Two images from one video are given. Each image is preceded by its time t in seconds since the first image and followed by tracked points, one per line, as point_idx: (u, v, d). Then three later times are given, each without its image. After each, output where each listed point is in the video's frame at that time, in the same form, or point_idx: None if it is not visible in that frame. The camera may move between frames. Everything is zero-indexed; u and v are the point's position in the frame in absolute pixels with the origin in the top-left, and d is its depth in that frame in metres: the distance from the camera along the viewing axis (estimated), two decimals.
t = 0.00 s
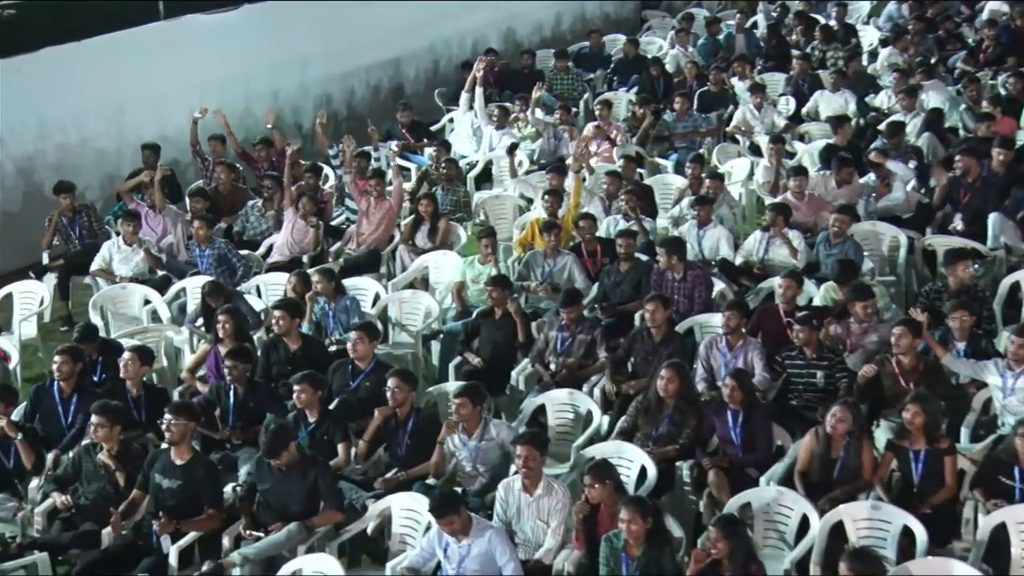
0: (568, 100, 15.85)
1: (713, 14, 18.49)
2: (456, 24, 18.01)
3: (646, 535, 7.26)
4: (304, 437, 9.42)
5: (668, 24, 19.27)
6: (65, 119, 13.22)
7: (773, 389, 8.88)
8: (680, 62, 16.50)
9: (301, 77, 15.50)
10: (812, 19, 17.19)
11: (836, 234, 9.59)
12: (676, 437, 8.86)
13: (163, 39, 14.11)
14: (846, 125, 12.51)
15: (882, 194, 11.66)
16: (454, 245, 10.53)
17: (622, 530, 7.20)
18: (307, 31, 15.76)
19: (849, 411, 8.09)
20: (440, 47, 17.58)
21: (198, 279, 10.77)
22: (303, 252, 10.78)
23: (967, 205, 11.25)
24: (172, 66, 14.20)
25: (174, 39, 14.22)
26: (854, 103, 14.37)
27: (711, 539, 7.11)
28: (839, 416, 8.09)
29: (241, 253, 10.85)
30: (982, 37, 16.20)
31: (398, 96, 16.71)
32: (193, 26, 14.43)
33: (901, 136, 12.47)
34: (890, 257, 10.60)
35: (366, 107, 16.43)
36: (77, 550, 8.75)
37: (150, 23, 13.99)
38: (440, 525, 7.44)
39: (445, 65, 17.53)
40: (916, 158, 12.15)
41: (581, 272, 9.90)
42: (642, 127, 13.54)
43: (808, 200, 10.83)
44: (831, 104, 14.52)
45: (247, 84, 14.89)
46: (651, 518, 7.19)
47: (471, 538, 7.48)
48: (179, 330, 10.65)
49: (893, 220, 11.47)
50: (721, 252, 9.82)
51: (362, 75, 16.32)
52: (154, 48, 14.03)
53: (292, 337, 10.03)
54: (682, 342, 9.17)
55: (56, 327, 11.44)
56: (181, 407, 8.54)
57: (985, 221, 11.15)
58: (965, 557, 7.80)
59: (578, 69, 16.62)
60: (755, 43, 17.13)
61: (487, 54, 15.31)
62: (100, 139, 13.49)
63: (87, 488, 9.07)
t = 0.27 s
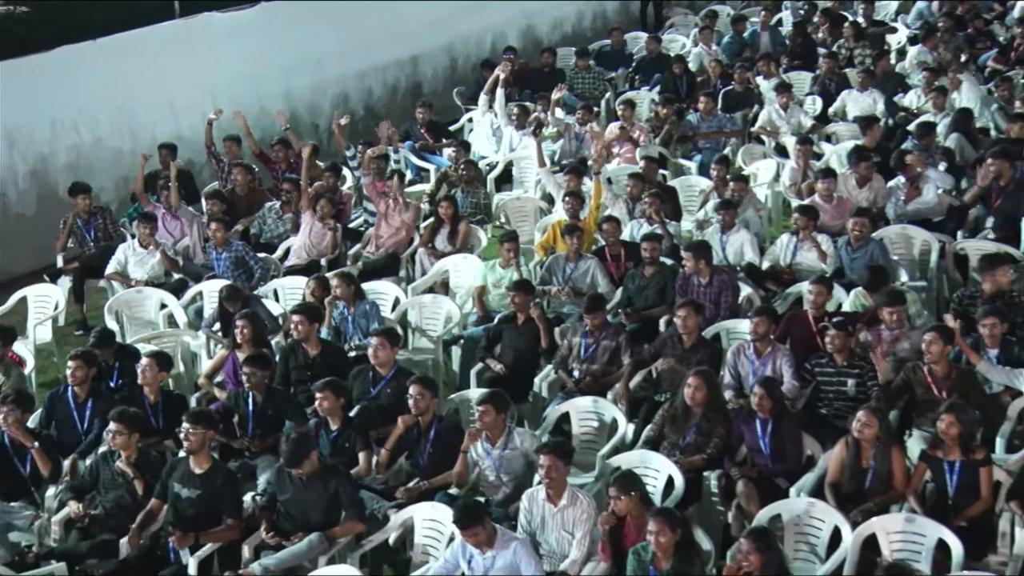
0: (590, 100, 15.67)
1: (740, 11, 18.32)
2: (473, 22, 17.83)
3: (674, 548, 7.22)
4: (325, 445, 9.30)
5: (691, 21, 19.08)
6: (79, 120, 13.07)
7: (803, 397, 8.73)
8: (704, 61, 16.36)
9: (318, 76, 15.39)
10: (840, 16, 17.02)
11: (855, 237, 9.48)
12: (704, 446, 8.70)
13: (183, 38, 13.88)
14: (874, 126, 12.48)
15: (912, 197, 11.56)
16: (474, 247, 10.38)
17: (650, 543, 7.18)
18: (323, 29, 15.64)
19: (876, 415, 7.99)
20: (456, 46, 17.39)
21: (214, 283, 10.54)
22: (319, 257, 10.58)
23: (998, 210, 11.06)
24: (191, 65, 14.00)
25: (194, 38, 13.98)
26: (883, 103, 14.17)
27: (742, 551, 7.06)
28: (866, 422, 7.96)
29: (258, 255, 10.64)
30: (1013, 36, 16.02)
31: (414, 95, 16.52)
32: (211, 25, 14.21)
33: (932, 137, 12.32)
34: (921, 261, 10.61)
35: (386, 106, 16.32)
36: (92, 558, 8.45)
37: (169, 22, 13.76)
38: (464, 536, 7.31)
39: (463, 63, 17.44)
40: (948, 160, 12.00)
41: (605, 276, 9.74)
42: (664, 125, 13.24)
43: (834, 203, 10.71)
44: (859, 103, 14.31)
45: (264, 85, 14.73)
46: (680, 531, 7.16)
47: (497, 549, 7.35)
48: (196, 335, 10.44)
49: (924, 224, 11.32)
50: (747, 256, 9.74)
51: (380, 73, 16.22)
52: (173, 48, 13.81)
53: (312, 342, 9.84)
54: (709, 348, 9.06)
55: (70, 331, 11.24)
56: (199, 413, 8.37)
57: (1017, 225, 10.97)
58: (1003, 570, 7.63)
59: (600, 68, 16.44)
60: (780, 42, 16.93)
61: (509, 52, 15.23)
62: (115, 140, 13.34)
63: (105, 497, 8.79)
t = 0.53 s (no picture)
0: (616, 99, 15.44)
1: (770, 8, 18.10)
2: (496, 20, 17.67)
3: (708, 563, 7.09)
4: (349, 455, 9.10)
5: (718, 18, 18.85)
6: (95, 120, 12.89)
7: (839, 408, 8.55)
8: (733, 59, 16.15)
9: (339, 75, 15.21)
10: (872, 14, 16.79)
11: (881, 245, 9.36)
12: (738, 459, 8.52)
13: (196, 36, 13.74)
14: (912, 128, 12.31)
15: (952, 200, 11.32)
16: (498, 250, 10.18)
17: (684, 559, 7.05)
18: (344, 27, 15.45)
19: (910, 423, 7.79)
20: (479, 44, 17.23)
21: (234, 288, 10.28)
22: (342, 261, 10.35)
23: None
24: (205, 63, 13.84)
25: (207, 36, 13.84)
26: (917, 103, 14.13)
27: (780, 567, 6.87)
28: (900, 431, 7.76)
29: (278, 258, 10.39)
30: None
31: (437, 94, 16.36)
32: (224, 22, 14.06)
33: (970, 139, 12.11)
34: (959, 267, 10.46)
35: (407, 106, 16.15)
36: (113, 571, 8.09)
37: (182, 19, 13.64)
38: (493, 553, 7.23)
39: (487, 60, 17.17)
40: (985, 162, 11.79)
41: (634, 281, 9.53)
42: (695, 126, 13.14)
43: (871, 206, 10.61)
44: (893, 104, 14.26)
45: (281, 85, 14.57)
46: (713, 547, 7.08)
47: (527, 564, 7.27)
48: (216, 341, 10.19)
49: (962, 228, 11.10)
50: (779, 262, 9.59)
51: (402, 72, 16.03)
52: (188, 45, 13.66)
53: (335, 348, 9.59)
54: (743, 358, 8.83)
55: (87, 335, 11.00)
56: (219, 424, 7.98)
57: None
58: None
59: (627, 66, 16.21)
60: (811, 39, 16.65)
61: (532, 51, 15.18)
62: (130, 140, 13.18)
63: (125, 509, 8.45)
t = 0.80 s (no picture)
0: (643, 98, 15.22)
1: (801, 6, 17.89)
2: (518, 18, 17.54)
3: None
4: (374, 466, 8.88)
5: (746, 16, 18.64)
6: (113, 120, 12.65)
7: (876, 420, 8.37)
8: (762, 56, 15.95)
9: (361, 74, 15.06)
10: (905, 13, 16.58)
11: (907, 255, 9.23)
12: (772, 472, 8.32)
13: (215, 34, 13.56)
14: (948, 130, 12.19)
15: (994, 205, 11.00)
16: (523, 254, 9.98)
17: None
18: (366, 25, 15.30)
19: (947, 435, 7.50)
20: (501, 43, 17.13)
21: (255, 293, 10.05)
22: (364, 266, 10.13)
23: None
24: (225, 62, 13.62)
25: (226, 35, 13.64)
26: (953, 103, 13.92)
27: None
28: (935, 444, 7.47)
29: (298, 262, 10.17)
30: None
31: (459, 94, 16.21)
32: (243, 21, 13.87)
33: (1009, 141, 11.90)
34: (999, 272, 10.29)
35: (430, 105, 16.00)
36: None
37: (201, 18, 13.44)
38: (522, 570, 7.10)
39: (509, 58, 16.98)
40: None
41: (662, 288, 9.35)
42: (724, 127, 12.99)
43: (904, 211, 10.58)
44: (928, 103, 14.04)
45: (302, 83, 14.36)
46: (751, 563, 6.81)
47: None
48: (236, 348, 9.96)
49: (1001, 233, 10.88)
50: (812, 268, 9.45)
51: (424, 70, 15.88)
52: (207, 44, 13.44)
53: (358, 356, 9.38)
54: (777, 369, 8.65)
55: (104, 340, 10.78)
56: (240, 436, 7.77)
57: None
58: None
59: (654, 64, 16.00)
60: (843, 37, 16.56)
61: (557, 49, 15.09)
62: (149, 141, 12.94)
63: (146, 520, 8.23)
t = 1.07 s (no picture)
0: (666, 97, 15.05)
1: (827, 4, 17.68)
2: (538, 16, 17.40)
3: None
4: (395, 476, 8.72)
5: (771, 13, 18.42)
6: (127, 121, 12.50)
7: (908, 428, 8.22)
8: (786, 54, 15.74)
9: (375, 74, 14.91)
10: (932, 11, 16.36)
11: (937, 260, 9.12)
12: (802, 482, 8.15)
13: (230, 32, 13.40)
14: (981, 132, 12.02)
15: None
16: (545, 257, 9.79)
17: None
18: (383, 24, 15.16)
19: (985, 445, 7.33)
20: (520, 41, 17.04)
21: (271, 297, 9.85)
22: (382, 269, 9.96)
23: None
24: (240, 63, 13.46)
25: (241, 35, 13.48)
26: (985, 103, 13.72)
27: None
28: (975, 456, 7.30)
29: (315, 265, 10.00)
30: None
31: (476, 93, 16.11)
32: (258, 20, 13.70)
33: None
34: None
35: (447, 106, 15.89)
36: None
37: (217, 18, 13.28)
38: None
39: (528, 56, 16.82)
40: None
41: (687, 292, 9.20)
42: (748, 127, 12.83)
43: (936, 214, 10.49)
44: (959, 102, 13.86)
45: (316, 85, 14.22)
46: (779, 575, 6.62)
47: None
48: (253, 352, 9.77)
49: None
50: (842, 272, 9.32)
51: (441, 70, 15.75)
52: (222, 44, 13.28)
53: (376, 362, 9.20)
54: (807, 377, 8.49)
55: (117, 342, 10.58)
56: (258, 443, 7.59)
57: None
58: None
59: (676, 63, 15.83)
60: (870, 35, 16.43)
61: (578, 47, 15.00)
62: (162, 142, 12.79)
63: (162, 529, 8.06)
